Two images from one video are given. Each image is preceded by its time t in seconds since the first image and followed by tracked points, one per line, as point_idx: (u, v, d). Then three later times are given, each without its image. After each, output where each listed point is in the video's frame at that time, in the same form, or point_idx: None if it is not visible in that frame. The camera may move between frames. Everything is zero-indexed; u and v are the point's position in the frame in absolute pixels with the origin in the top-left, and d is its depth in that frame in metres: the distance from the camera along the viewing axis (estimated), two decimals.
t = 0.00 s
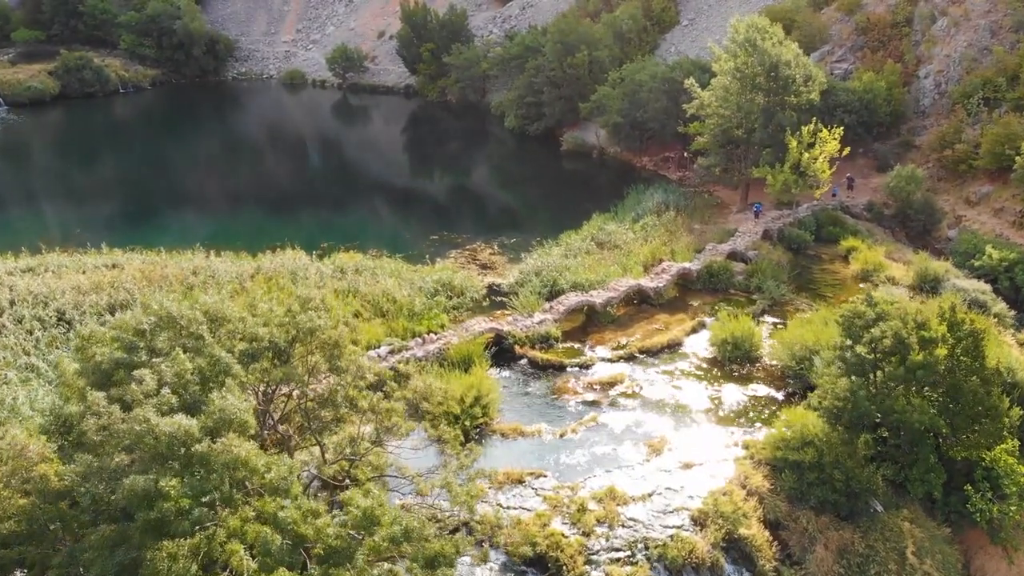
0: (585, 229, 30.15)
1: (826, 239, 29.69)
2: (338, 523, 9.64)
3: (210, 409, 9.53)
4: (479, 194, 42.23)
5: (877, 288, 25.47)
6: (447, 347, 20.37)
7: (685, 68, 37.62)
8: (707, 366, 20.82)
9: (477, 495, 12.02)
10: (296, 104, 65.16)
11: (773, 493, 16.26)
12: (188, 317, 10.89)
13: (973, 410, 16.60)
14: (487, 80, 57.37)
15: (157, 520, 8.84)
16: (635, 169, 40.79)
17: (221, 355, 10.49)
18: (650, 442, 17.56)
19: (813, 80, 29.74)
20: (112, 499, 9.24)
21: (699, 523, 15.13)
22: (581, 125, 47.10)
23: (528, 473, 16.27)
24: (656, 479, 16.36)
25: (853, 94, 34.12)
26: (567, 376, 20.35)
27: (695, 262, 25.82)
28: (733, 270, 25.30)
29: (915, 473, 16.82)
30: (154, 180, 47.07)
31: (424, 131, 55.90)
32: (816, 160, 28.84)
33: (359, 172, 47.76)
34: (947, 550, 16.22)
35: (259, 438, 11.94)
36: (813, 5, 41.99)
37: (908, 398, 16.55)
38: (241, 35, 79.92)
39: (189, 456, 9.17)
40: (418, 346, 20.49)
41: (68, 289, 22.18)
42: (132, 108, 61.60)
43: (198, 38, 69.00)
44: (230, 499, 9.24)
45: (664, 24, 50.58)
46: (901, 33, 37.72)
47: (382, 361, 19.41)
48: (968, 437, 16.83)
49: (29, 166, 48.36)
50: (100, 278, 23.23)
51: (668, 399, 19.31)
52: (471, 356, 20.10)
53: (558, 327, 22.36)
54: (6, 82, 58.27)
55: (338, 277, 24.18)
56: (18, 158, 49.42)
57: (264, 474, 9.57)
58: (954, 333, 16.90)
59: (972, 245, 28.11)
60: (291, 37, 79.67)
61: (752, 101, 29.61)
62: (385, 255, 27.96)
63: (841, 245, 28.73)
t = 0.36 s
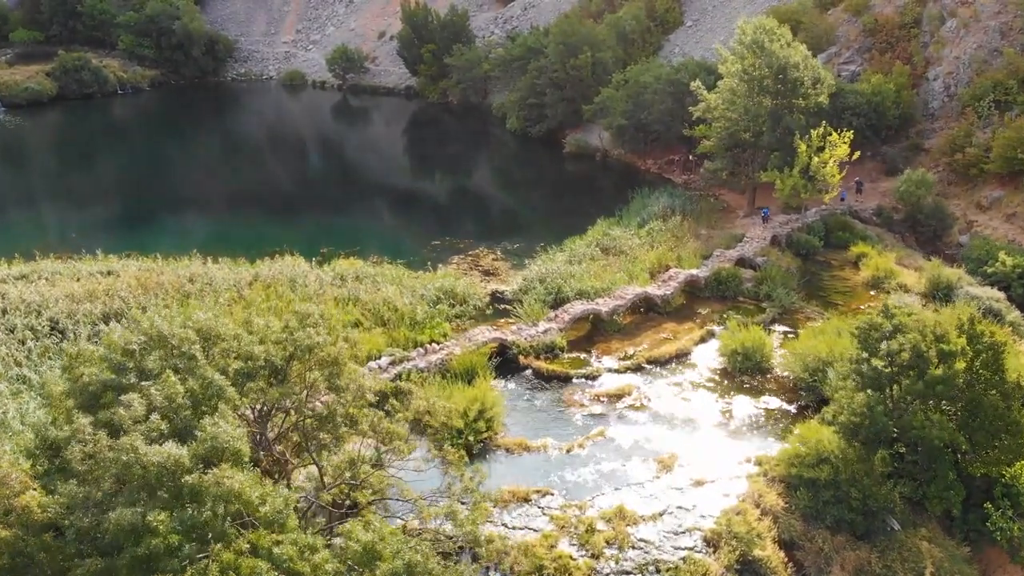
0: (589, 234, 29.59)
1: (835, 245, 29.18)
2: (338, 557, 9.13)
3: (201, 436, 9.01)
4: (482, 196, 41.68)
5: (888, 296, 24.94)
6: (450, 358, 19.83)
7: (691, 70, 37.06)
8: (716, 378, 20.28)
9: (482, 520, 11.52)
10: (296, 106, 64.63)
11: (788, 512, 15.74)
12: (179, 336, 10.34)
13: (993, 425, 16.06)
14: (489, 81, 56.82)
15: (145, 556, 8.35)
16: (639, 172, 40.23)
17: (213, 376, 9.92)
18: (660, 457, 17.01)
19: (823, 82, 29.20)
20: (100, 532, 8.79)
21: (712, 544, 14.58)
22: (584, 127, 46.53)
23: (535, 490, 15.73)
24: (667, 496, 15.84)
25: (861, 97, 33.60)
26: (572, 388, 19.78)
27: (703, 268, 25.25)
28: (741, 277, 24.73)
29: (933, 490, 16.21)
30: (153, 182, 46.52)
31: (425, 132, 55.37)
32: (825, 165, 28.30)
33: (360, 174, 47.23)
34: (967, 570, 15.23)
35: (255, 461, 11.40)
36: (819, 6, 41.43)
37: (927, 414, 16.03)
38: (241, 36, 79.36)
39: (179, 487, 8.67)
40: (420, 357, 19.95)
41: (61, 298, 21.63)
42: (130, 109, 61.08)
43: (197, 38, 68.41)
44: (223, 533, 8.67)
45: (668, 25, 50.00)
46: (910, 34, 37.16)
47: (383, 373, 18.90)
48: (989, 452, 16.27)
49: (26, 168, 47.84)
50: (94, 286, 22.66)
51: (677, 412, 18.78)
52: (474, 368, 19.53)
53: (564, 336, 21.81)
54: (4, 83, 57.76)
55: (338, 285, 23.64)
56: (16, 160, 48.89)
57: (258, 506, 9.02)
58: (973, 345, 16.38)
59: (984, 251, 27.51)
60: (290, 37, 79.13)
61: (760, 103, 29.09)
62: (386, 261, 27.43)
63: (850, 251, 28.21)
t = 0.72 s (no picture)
0: (594, 240, 29.03)
1: (845, 250, 28.65)
2: None
3: (192, 467, 8.55)
4: (484, 199, 41.10)
5: (900, 304, 24.40)
6: (452, 369, 19.27)
7: (697, 72, 36.49)
8: (727, 390, 19.74)
9: (488, 546, 10.99)
10: (296, 107, 64.11)
11: (804, 532, 15.20)
12: (171, 357, 9.85)
13: (1015, 442, 15.37)
14: (491, 82, 56.28)
15: None
16: (644, 175, 39.68)
17: (205, 400, 9.38)
18: (671, 474, 16.48)
19: (832, 84, 28.66)
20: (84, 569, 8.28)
21: (725, 566, 14.02)
22: (588, 129, 45.94)
23: (542, 510, 15.20)
24: (678, 515, 15.31)
25: (870, 99, 33.06)
26: (578, 401, 19.24)
27: (711, 275, 24.71)
28: (751, 285, 24.15)
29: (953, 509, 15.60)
30: (153, 184, 46.01)
31: (426, 134, 54.84)
32: (835, 169, 27.76)
33: (361, 176, 46.68)
34: None
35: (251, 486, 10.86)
36: (826, 7, 40.91)
37: (947, 430, 15.49)
38: (240, 36, 78.79)
39: (167, 523, 8.20)
40: (422, 368, 19.40)
41: (55, 306, 21.07)
42: (129, 111, 60.58)
43: (196, 38, 67.83)
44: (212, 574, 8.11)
45: (672, 26, 49.42)
46: (918, 36, 36.60)
47: (385, 385, 18.36)
48: (1010, 470, 15.46)
49: (24, 170, 47.34)
50: (87, 294, 22.08)
51: (687, 426, 18.26)
52: (478, 380, 18.98)
53: (569, 345, 21.25)
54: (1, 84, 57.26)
55: (338, 293, 23.10)
56: (14, 162, 48.42)
57: (249, 542, 8.45)
58: (994, 359, 15.76)
59: (998, 257, 26.95)
60: (290, 38, 78.60)
61: (768, 106, 28.53)
62: (387, 268, 26.89)
63: (861, 257, 27.68)
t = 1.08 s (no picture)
0: (599, 246, 28.48)
1: (855, 256, 28.13)
2: None
3: (182, 502, 8.07)
4: (487, 202, 40.50)
5: (913, 312, 23.85)
6: (455, 382, 18.71)
7: (702, 74, 35.95)
8: (738, 403, 19.22)
9: None
10: (296, 108, 63.56)
11: (821, 553, 14.67)
12: (160, 382, 9.33)
13: None
14: (493, 84, 55.77)
15: None
16: (648, 179, 39.15)
17: (195, 428, 8.88)
18: (682, 492, 15.93)
19: (841, 87, 28.11)
20: None
21: None
22: (591, 132, 45.42)
23: (549, 530, 14.68)
24: (690, 536, 14.78)
25: (879, 102, 32.53)
26: (584, 414, 18.67)
27: (720, 283, 24.18)
28: (760, 293, 23.61)
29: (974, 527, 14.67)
30: (152, 186, 45.43)
31: (428, 135, 54.30)
32: (846, 174, 27.29)
33: (362, 178, 46.10)
34: None
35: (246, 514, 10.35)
36: (832, 8, 40.37)
37: (969, 448, 14.78)
38: (240, 37, 78.25)
39: (155, 563, 7.72)
40: (424, 380, 18.84)
41: (47, 316, 20.52)
42: (128, 112, 60.03)
43: (196, 39, 67.33)
44: None
45: (676, 27, 48.87)
46: (927, 38, 36.08)
47: (385, 399, 17.81)
48: None
49: (20, 173, 46.79)
50: (81, 302, 21.53)
51: (697, 441, 17.72)
52: (481, 393, 18.41)
53: (575, 356, 20.70)
54: None
55: (337, 301, 22.56)
56: (11, 165, 47.89)
57: None
58: (1017, 374, 15.04)
59: (1011, 264, 26.41)
60: (290, 39, 78.10)
61: (776, 110, 27.98)
62: (388, 276, 26.35)
63: (871, 263, 27.15)
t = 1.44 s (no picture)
0: (604, 252, 27.95)
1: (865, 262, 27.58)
2: None
3: (170, 543, 7.65)
4: (489, 204, 39.92)
5: (926, 321, 23.34)
6: (458, 395, 18.15)
7: (708, 77, 35.41)
8: (749, 416, 18.69)
9: None
10: (296, 110, 63.06)
11: None
12: (148, 410, 8.80)
13: None
14: (495, 85, 55.24)
15: None
16: (653, 182, 38.60)
17: (185, 461, 8.42)
18: (694, 513, 15.39)
19: (851, 91, 27.53)
20: None
21: None
22: (594, 135, 44.88)
23: (557, 554, 14.16)
24: (703, 560, 14.24)
25: (888, 105, 31.97)
26: (592, 428, 18.11)
27: (729, 291, 23.64)
28: (770, 302, 23.06)
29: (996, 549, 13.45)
30: (151, 188, 44.94)
31: (429, 137, 53.77)
32: (856, 179, 26.94)
33: (362, 180, 45.57)
34: None
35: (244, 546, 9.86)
36: (839, 10, 39.84)
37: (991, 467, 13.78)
38: (239, 38, 77.70)
39: None
40: (426, 393, 18.27)
41: (40, 326, 19.95)
42: (126, 114, 59.53)
43: (195, 40, 66.82)
44: None
45: (680, 29, 48.31)
46: (937, 40, 35.52)
47: (387, 414, 17.27)
48: None
49: (18, 175, 46.32)
50: (74, 311, 20.98)
51: (709, 458, 17.14)
52: (485, 407, 17.84)
53: (581, 367, 20.16)
54: None
55: (337, 310, 22.05)
56: (9, 167, 47.42)
57: None
58: None
59: None
60: (290, 39, 77.57)
61: (785, 114, 27.42)
62: (389, 284, 25.82)
63: (882, 270, 26.61)
